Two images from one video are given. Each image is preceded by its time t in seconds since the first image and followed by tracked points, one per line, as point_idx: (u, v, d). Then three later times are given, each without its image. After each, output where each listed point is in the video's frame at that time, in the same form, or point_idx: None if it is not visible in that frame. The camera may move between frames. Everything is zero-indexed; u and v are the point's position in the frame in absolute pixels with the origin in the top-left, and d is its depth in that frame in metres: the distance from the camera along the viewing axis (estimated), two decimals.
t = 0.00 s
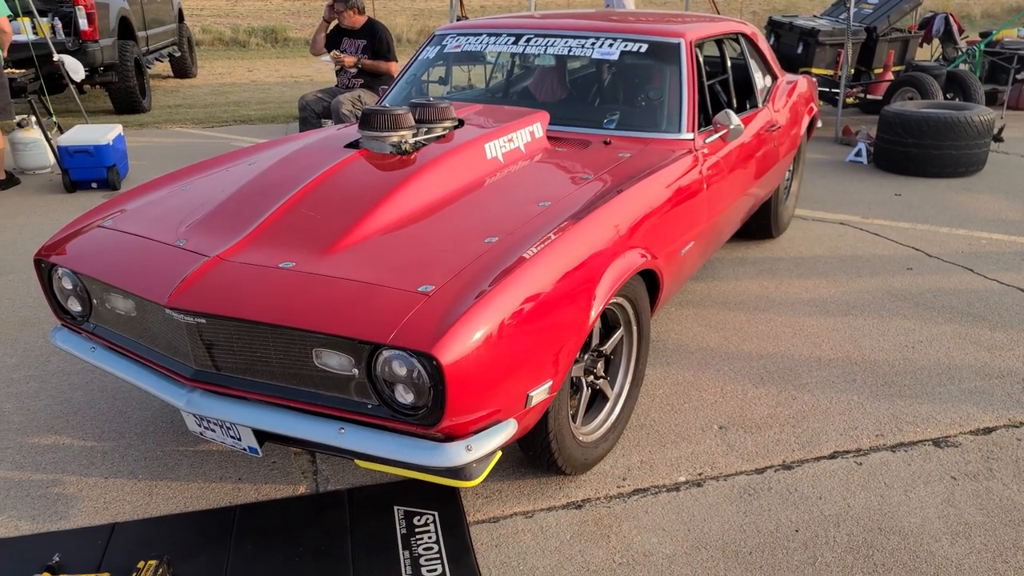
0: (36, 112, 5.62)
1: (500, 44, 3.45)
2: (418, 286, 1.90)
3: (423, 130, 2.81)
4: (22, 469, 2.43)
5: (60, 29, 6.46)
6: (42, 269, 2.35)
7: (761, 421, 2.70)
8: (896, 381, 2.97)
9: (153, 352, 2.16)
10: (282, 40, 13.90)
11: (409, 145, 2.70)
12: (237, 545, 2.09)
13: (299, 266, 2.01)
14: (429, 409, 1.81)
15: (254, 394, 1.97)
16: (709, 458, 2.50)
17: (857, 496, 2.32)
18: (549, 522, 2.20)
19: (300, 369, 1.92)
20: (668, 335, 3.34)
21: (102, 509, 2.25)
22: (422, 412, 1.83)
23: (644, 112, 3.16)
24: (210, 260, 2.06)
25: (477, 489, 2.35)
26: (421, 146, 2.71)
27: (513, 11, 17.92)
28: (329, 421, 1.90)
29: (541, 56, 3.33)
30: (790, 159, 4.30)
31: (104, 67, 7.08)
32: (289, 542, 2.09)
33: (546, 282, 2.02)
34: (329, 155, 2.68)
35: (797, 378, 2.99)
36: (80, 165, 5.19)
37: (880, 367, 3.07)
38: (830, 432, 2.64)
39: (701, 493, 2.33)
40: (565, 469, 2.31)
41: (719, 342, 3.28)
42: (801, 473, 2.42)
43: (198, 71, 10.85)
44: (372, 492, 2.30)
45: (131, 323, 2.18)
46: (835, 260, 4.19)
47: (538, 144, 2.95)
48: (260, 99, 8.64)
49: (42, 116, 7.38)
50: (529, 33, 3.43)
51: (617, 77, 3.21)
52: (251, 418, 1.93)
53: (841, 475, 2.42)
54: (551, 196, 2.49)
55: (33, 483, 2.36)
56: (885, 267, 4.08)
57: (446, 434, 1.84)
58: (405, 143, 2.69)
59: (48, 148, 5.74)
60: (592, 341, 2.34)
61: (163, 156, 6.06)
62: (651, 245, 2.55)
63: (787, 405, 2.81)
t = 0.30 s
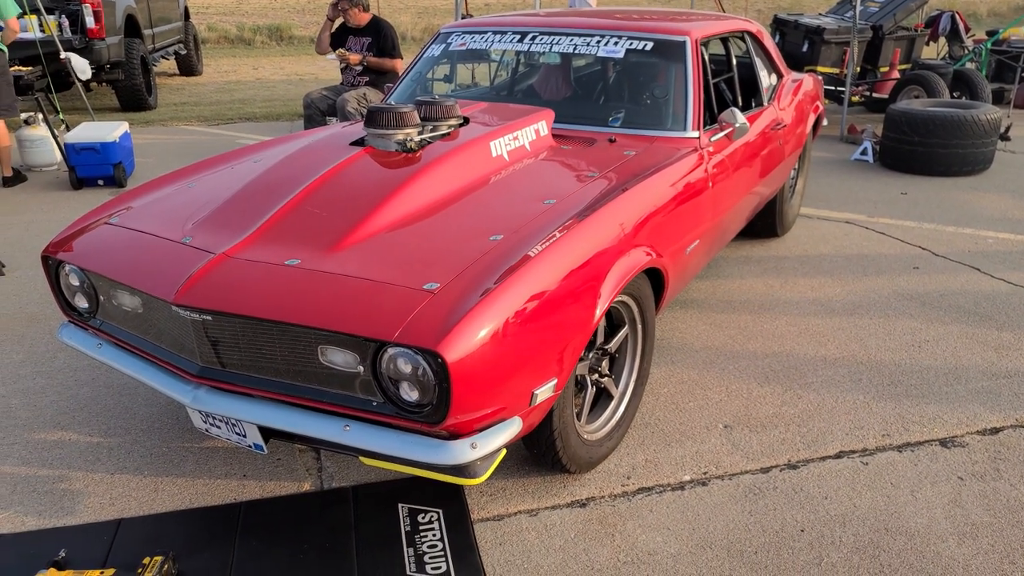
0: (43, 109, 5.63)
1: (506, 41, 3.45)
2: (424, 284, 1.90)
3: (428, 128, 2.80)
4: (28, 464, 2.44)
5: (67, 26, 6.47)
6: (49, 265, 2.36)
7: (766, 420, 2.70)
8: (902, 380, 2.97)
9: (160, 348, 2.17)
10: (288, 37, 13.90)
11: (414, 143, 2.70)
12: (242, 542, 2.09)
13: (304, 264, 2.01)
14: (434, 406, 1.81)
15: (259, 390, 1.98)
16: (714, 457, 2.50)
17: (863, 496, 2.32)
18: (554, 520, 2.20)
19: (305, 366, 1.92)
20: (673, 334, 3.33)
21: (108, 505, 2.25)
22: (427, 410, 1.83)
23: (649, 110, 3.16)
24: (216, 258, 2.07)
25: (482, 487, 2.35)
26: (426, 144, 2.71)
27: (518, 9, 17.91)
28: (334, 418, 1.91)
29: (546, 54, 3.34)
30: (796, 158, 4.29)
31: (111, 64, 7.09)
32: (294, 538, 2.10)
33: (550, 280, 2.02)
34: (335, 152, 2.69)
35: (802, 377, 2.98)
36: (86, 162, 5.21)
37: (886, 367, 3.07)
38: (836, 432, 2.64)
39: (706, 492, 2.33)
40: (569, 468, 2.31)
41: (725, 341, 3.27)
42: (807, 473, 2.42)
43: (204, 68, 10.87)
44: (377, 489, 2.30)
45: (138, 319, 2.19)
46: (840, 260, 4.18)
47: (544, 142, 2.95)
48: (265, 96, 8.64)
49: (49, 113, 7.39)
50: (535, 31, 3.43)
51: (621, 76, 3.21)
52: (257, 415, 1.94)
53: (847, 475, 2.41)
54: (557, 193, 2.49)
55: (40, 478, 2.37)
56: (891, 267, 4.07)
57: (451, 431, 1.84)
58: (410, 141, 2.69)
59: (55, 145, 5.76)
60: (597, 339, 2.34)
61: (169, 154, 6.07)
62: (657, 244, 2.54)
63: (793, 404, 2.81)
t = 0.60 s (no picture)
0: (43, 107, 5.62)
1: (507, 41, 3.45)
2: (425, 283, 1.90)
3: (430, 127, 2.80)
4: (27, 463, 2.44)
5: (66, 24, 6.46)
6: (48, 263, 2.36)
7: (766, 420, 2.70)
8: (902, 381, 2.97)
9: (160, 347, 2.16)
10: (288, 35, 13.88)
11: (416, 142, 2.69)
12: (241, 541, 2.09)
13: (305, 263, 2.01)
14: (434, 406, 1.81)
15: (259, 389, 1.97)
16: (714, 458, 2.49)
17: (863, 496, 2.32)
18: (554, 520, 2.20)
19: (306, 365, 1.92)
20: (674, 334, 3.33)
21: (107, 505, 2.25)
22: (428, 409, 1.83)
23: (650, 110, 3.15)
24: (216, 256, 2.06)
25: (482, 487, 2.35)
26: (428, 143, 2.70)
27: (518, 9, 17.90)
28: (335, 418, 1.90)
29: (547, 54, 3.34)
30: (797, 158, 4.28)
31: (111, 62, 7.08)
32: (295, 538, 2.10)
33: (552, 280, 2.01)
34: (336, 151, 2.68)
35: (802, 378, 2.99)
36: (86, 160, 5.20)
37: (886, 368, 3.07)
38: (836, 432, 2.64)
39: (706, 492, 2.33)
40: (570, 468, 2.31)
41: (725, 341, 3.27)
42: (807, 473, 2.42)
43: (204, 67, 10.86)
44: (377, 489, 2.30)
45: (137, 319, 2.18)
46: (841, 260, 4.18)
47: (545, 142, 2.95)
48: (265, 95, 8.63)
49: (49, 111, 7.38)
50: (536, 31, 3.43)
51: (622, 76, 3.21)
52: (257, 414, 1.93)
53: (847, 475, 2.41)
54: (558, 193, 2.48)
55: (38, 477, 2.37)
56: (892, 267, 4.07)
57: (452, 431, 1.84)
58: (412, 140, 2.68)
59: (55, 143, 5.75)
60: (598, 339, 2.34)
61: (169, 152, 6.06)
62: (658, 244, 2.54)
63: (793, 404, 2.81)
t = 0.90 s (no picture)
0: (43, 110, 5.63)
1: (507, 43, 3.46)
2: (425, 285, 1.90)
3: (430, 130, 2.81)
4: (27, 466, 2.44)
5: (67, 27, 6.47)
6: (48, 266, 2.36)
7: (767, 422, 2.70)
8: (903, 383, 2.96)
9: (161, 349, 2.16)
10: (287, 37, 13.86)
11: (416, 144, 2.69)
12: (242, 544, 2.09)
13: (305, 266, 2.01)
14: (434, 409, 1.81)
15: (259, 392, 1.98)
16: (714, 460, 2.50)
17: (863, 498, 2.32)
18: (555, 523, 2.20)
19: (306, 367, 1.92)
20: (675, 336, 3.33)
21: (107, 507, 2.25)
22: (428, 412, 1.83)
23: (650, 112, 3.16)
24: (217, 259, 2.06)
25: (483, 489, 2.35)
26: (428, 145, 2.70)
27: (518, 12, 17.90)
28: (335, 420, 1.91)
29: (547, 56, 3.35)
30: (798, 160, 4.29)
31: (111, 65, 7.09)
32: (295, 540, 2.10)
33: (552, 282, 2.01)
34: (337, 154, 2.69)
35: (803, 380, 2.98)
36: (85, 163, 5.21)
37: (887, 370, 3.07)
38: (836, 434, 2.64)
39: (707, 495, 2.33)
40: (570, 470, 2.31)
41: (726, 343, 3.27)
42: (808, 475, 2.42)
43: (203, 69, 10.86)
44: (377, 492, 2.30)
45: (138, 321, 2.19)
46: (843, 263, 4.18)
47: (545, 144, 2.95)
48: (265, 98, 8.63)
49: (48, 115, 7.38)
50: (536, 33, 3.44)
51: (622, 78, 3.21)
52: (257, 417, 1.93)
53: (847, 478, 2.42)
54: (558, 196, 2.48)
55: (38, 480, 2.37)
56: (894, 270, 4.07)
57: (452, 434, 1.84)
58: (412, 142, 2.68)
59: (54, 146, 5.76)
60: (598, 341, 2.34)
61: (168, 155, 6.06)
62: (659, 246, 2.54)
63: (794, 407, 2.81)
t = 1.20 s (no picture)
0: (40, 114, 5.62)
1: (505, 46, 3.47)
2: (425, 288, 1.93)
3: (429, 132, 2.80)
4: (26, 470, 2.43)
5: (65, 32, 6.50)
6: (47, 270, 2.35)
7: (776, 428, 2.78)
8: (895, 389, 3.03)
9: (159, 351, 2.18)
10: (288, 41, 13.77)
11: (415, 147, 2.70)
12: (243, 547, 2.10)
13: (305, 269, 2.01)
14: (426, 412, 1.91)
15: (258, 396, 2.01)
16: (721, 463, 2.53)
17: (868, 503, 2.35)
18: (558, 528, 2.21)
19: (304, 371, 1.97)
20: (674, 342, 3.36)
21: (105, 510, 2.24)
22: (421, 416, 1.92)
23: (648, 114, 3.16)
24: (216, 262, 2.07)
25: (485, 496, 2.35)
26: (427, 148, 2.70)
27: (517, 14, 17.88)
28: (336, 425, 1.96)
29: (544, 59, 3.34)
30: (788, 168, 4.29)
31: (108, 69, 7.08)
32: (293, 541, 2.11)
33: (552, 282, 2.03)
34: (335, 157, 2.69)
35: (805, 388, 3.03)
36: (84, 168, 5.20)
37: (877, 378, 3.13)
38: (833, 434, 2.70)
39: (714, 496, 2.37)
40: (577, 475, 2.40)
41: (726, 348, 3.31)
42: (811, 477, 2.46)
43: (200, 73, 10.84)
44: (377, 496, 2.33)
45: (136, 324, 2.20)
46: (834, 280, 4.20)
47: (544, 146, 2.95)
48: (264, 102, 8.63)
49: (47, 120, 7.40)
50: (533, 35, 3.43)
51: (619, 80, 3.21)
52: (257, 421, 1.97)
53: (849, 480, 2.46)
54: (558, 198, 2.48)
55: (38, 484, 2.36)
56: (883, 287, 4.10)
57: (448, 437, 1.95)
58: (410, 145, 2.69)
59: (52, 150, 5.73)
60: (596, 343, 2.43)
61: (167, 159, 6.04)
62: (658, 246, 2.50)
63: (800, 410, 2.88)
